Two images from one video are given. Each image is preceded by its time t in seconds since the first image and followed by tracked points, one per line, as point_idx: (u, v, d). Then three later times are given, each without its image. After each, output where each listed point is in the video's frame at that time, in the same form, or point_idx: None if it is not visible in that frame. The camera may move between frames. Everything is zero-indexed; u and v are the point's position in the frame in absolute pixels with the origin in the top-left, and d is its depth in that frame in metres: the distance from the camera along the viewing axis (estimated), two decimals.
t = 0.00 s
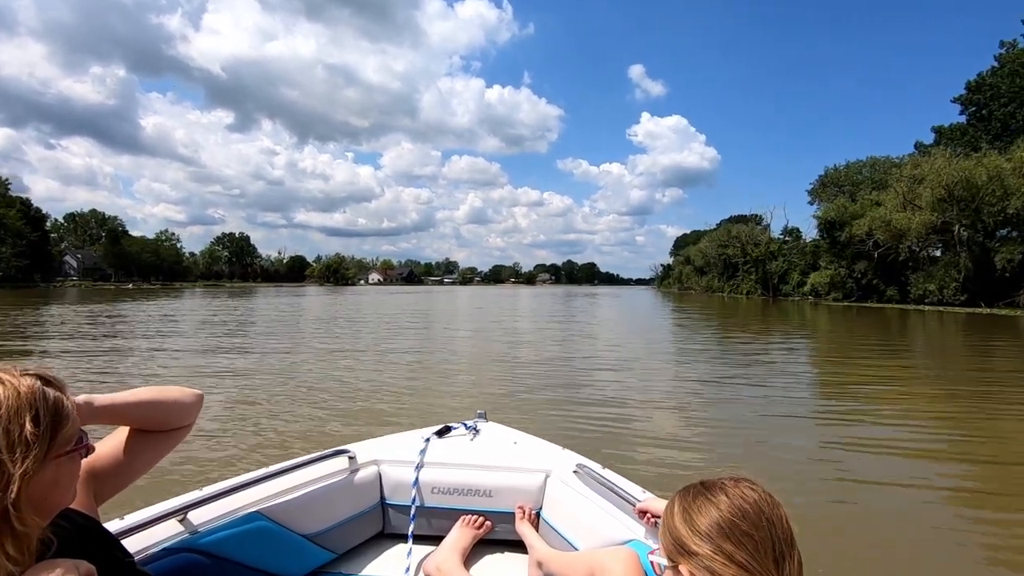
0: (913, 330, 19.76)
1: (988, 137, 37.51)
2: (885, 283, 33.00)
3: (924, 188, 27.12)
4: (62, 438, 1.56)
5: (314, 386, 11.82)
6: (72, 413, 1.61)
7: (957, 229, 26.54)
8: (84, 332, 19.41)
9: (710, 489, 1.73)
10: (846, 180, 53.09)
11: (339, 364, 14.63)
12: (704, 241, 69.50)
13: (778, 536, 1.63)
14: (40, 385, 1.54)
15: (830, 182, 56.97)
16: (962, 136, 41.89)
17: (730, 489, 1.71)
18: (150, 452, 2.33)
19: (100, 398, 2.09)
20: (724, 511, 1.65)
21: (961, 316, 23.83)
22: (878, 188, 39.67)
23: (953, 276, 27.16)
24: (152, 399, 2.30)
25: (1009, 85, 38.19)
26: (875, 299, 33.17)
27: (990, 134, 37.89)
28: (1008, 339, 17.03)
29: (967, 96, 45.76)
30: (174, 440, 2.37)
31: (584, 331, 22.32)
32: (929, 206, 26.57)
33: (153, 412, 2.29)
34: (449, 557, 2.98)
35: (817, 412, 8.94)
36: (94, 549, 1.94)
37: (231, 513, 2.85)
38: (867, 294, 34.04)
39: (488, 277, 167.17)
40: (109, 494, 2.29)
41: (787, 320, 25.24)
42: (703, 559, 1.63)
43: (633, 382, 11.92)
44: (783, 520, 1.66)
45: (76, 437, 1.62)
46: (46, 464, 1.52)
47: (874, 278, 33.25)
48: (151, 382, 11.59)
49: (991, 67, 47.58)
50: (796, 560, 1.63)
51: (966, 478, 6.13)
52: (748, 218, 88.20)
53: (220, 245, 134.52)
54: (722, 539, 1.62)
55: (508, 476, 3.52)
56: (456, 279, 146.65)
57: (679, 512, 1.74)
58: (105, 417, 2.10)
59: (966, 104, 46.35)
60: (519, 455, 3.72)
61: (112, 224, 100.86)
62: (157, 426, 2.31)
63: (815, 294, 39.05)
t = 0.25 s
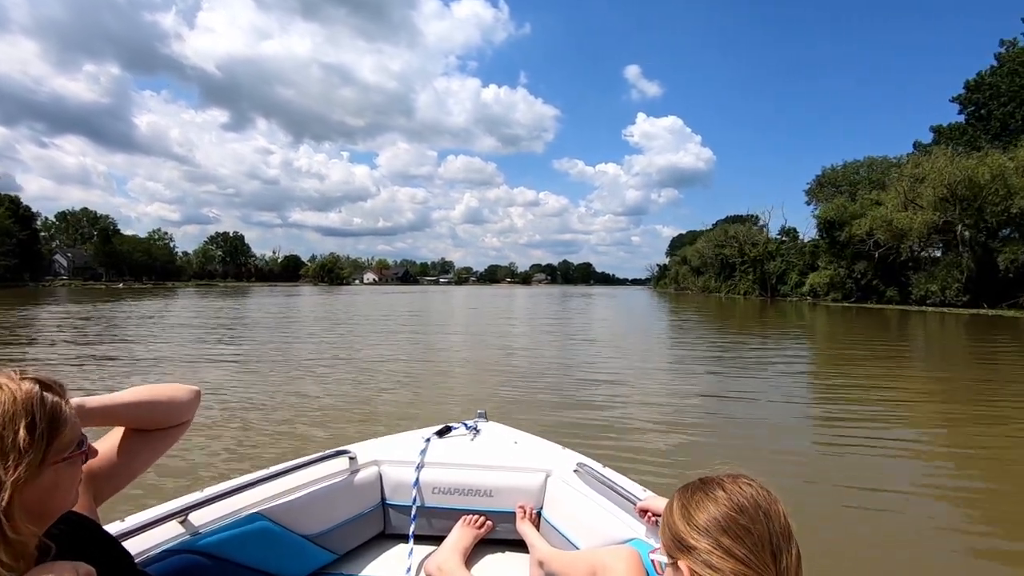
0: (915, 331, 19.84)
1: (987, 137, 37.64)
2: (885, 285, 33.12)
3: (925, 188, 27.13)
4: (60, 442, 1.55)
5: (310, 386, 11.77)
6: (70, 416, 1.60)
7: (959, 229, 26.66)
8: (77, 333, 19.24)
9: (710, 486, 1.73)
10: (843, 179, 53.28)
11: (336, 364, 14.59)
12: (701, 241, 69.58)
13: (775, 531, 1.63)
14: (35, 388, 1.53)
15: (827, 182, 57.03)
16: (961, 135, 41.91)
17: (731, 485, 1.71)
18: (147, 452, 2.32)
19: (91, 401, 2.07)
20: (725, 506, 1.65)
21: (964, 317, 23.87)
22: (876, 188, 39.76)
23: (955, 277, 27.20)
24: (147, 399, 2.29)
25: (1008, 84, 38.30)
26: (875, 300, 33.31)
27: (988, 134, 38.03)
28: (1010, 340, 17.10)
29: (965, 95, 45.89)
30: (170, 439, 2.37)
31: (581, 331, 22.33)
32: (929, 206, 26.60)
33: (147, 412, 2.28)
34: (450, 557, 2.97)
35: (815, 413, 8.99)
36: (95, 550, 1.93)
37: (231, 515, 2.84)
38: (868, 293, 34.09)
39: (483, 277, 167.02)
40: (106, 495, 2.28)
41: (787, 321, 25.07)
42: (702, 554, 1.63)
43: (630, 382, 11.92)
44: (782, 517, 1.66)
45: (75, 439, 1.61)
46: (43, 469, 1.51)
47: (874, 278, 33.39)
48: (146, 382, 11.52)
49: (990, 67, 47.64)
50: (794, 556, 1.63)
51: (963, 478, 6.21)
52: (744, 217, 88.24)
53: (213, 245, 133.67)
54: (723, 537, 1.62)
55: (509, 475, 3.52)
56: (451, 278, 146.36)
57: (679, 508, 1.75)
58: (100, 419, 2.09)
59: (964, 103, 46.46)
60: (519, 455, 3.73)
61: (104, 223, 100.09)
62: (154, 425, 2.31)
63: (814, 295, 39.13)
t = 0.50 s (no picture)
0: (919, 334, 19.87)
1: (988, 137, 37.66)
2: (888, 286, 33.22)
3: (929, 188, 27.03)
4: (48, 445, 1.54)
5: (307, 386, 11.73)
6: (57, 417, 1.59)
7: (965, 230, 26.59)
8: (71, 332, 19.09)
9: (717, 486, 1.73)
10: (843, 179, 53.28)
11: (333, 364, 14.54)
12: (699, 241, 69.53)
13: (782, 535, 1.63)
14: (21, 391, 1.52)
15: (826, 182, 56.89)
16: (963, 135, 41.81)
17: (738, 487, 1.71)
18: (139, 450, 2.31)
19: (79, 402, 2.06)
20: (731, 508, 1.65)
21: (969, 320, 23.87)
22: (878, 189, 39.66)
23: (960, 278, 27.24)
24: (137, 397, 2.28)
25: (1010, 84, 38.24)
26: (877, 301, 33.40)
27: (990, 134, 38.01)
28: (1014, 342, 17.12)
29: (967, 95, 45.87)
30: (163, 436, 2.37)
31: (580, 331, 22.30)
32: (934, 206, 26.52)
33: (139, 410, 2.27)
34: (450, 557, 2.97)
35: (815, 415, 9.01)
36: (91, 549, 1.92)
37: (231, 516, 2.84)
38: (870, 294, 34.11)
39: (480, 277, 166.77)
40: (101, 496, 2.28)
41: (789, 323, 24.93)
42: (704, 554, 1.63)
43: (629, 384, 11.89)
44: (787, 519, 1.67)
45: (64, 439, 1.60)
46: (33, 471, 1.50)
47: (877, 279, 33.50)
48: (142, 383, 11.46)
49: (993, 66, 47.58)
50: (798, 556, 1.63)
51: (965, 477, 6.29)
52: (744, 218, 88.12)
53: (209, 243, 133.00)
54: (728, 540, 1.61)
55: (507, 475, 3.51)
56: (448, 278, 146.05)
57: (682, 507, 1.75)
58: (88, 420, 2.08)
59: (966, 102, 46.35)
60: (519, 455, 3.72)
61: (98, 221, 99.43)
62: (143, 423, 2.30)
63: (816, 295, 39.13)
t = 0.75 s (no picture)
0: (924, 336, 19.88)
1: (993, 137, 37.64)
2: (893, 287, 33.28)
3: (935, 187, 27.03)
4: (45, 445, 1.53)
5: (305, 386, 11.69)
6: (55, 417, 1.57)
7: (973, 230, 26.49)
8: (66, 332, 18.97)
9: (721, 488, 1.72)
10: (845, 180, 53.29)
11: (331, 364, 14.50)
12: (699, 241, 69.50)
13: (788, 543, 1.63)
14: (19, 391, 1.50)
15: (828, 183, 56.82)
16: (967, 134, 41.76)
17: (743, 490, 1.70)
18: (137, 450, 2.30)
19: (77, 403, 2.04)
20: (734, 510, 1.64)
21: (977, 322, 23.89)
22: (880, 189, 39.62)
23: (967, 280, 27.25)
24: (135, 398, 2.27)
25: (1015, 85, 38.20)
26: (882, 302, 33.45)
27: (995, 134, 38.01)
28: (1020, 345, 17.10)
29: (971, 95, 45.86)
30: (161, 437, 2.35)
31: (579, 332, 22.28)
32: (940, 205, 26.45)
33: (137, 411, 2.26)
34: (448, 557, 2.96)
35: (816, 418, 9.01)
36: (88, 550, 1.91)
37: (228, 516, 2.83)
38: (875, 295, 34.11)
39: (479, 277, 166.63)
40: (99, 496, 2.27)
41: (791, 325, 24.87)
42: (707, 555, 1.63)
43: (627, 385, 11.88)
44: (789, 523, 1.66)
45: (62, 440, 1.59)
46: (30, 472, 1.49)
47: (881, 281, 33.55)
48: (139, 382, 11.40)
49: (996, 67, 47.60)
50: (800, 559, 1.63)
51: (965, 480, 6.30)
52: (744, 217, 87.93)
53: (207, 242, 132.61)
54: (732, 543, 1.61)
55: (506, 475, 3.50)
56: (447, 278, 145.89)
57: (687, 506, 1.74)
58: (86, 422, 2.07)
59: (969, 101, 46.26)
60: (517, 455, 3.71)
61: (95, 220, 98.98)
62: (141, 424, 2.28)
63: (819, 296, 39.12)
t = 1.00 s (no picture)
0: (931, 338, 19.92)
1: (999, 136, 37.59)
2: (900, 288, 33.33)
3: (945, 185, 26.93)
4: (43, 445, 1.52)
5: (304, 386, 11.68)
6: (55, 416, 1.57)
7: (984, 229, 26.39)
8: (63, 332, 18.88)
9: (720, 489, 1.70)
10: (848, 179, 53.20)
11: (330, 364, 14.48)
12: (700, 242, 69.41)
13: (787, 545, 1.63)
14: (19, 389, 1.50)
15: (830, 183, 56.75)
16: (974, 133, 41.63)
17: (740, 491, 1.68)
18: (135, 450, 2.29)
19: (77, 402, 2.04)
20: (733, 510, 1.63)
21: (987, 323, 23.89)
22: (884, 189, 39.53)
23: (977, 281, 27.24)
24: (135, 398, 2.26)
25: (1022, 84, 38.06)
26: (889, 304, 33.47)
27: (1001, 133, 37.91)
28: None
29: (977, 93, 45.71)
30: (160, 438, 2.34)
31: (578, 333, 22.27)
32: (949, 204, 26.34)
33: (136, 411, 2.25)
34: (445, 557, 2.95)
35: (818, 421, 8.99)
36: (85, 550, 1.90)
37: (224, 516, 2.82)
38: (882, 295, 34.13)
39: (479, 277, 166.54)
40: (96, 496, 2.26)
41: (795, 326, 24.77)
42: (705, 557, 1.62)
43: (627, 386, 11.86)
44: (788, 525, 1.66)
45: (60, 439, 1.58)
46: (27, 471, 1.48)
47: (888, 281, 33.57)
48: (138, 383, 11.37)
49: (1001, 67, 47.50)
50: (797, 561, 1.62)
51: (966, 485, 6.29)
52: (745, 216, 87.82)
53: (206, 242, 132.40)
54: (729, 545, 1.60)
55: (504, 475, 3.50)
56: (446, 278, 145.85)
57: (683, 507, 1.73)
58: (87, 421, 2.06)
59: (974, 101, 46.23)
60: (515, 455, 3.71)
61: (94, 219, 98.77)
62: (140, 425, 2.28)
63: (823, 296, 39.10)
